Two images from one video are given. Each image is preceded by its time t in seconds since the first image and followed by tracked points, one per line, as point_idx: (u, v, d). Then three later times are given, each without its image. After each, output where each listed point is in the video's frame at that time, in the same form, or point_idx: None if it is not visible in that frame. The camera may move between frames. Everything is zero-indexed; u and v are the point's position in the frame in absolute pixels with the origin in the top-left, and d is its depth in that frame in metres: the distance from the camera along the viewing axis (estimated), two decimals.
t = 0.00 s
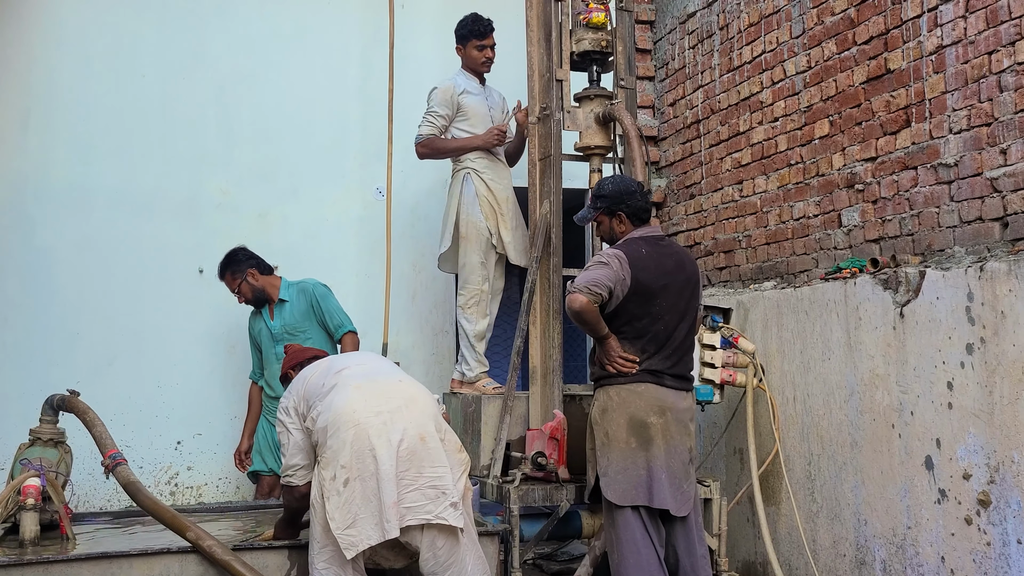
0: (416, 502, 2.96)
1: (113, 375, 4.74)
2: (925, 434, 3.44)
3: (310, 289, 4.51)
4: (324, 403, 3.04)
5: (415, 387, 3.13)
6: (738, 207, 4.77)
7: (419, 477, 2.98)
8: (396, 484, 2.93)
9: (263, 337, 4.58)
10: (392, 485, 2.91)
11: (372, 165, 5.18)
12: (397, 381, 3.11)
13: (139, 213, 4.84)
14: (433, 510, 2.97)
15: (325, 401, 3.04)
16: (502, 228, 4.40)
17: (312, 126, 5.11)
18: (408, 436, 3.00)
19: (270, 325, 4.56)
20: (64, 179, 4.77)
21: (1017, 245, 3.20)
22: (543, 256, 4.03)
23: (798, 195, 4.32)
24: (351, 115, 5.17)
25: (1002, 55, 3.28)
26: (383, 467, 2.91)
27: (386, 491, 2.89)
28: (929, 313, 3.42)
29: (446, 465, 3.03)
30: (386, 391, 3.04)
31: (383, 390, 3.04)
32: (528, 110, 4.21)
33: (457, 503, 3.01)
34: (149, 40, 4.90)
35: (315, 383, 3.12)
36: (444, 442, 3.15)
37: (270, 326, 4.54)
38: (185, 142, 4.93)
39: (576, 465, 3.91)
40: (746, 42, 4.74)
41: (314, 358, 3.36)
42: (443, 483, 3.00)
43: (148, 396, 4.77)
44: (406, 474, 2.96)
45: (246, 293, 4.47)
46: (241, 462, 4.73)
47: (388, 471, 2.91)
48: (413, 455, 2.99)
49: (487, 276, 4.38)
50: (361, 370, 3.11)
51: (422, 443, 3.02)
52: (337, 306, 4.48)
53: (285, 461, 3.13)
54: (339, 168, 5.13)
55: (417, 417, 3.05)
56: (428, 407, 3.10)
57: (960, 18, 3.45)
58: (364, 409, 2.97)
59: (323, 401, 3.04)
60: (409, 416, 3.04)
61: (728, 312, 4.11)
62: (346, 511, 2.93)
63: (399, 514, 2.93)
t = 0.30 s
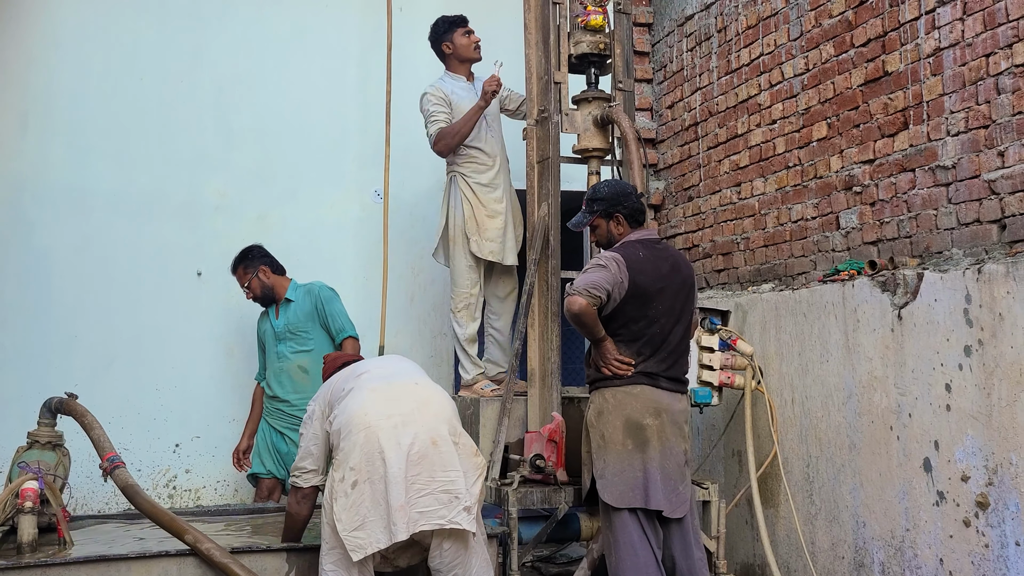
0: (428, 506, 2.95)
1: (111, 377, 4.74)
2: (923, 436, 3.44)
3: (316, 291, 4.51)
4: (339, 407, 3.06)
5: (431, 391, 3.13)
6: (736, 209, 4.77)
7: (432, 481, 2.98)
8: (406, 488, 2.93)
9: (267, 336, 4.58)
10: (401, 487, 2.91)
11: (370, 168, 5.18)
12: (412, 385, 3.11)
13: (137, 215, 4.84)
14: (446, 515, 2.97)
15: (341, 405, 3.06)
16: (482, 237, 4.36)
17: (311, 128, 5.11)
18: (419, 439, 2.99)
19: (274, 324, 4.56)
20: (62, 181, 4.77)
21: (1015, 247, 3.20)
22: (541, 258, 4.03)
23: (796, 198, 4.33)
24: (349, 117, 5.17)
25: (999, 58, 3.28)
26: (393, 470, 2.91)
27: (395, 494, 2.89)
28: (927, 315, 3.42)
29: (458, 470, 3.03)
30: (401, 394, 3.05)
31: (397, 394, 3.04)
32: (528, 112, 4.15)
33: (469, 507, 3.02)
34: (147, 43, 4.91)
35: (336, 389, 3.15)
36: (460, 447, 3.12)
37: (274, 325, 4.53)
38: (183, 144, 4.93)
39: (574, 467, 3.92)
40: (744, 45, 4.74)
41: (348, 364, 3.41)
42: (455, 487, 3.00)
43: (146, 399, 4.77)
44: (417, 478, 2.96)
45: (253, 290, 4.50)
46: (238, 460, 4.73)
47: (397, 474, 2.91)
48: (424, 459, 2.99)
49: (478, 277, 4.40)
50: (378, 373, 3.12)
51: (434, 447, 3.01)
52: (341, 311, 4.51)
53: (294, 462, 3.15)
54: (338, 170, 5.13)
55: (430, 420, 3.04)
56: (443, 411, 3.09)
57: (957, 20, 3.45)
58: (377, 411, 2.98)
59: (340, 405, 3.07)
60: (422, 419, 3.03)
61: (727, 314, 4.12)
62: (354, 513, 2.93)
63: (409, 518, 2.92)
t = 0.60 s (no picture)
0: (472, 512, 2.97)
1: (111, 380, 4.74)
2: (923, 437, 3.44)
3: (327, 296, 4.53)
4: (385, 413, 3.11)
5: (477, 399, 3.17)
6: (735, 211, 4.77)
7: (476, 486, 3.00)
8: (450, 492, 2.96)
9: (274, 336, 4.58)
10: (443, 490, 2.94)
11: (369, 170, 5.18)
12: (457, 393, 3.15)
13: (137, 217, 4.84)
14: (490, 520, 2.99)
15: (387, 411, 3.11)
16: (493, 234, 4.34)
17: (310, 130, 5.11)
18: (463, 445, 3.02)
19: (282, 325, 4.57)
20: (61, 184, 4.77)
21: (1014, 248, 3.20)
22: (540, 259, 4.03)
23: (795, 199, 4.33)
24: (348, 119, 5.17)
25: (998, 59, 3.28)
26: (436, 473, 2.95)
27: (436, 497, 2.92)
28: (927, 316, 3.42)
29: (502, 475, 3.05)
30: (446, 402, 3.09)
31: (442, 401, 3.09)
32: (527, 113, 4.14)
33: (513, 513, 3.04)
34: (147, 45, 4.91)
35: (383, 396, 3.20)
36: (504, 454, 3.14)
37: (283, 326, 4.54)
38: (182, 147, 4.93)
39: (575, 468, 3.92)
40: (743, 46, 4.75)
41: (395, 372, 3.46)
42: (499, 493, 3.03)
43: (146, 401, 4.77)
44: (461, 483, 2.99)
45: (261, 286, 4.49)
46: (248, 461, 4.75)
47: (440, 477, 2.94)
48: (467, 464, 3.01)
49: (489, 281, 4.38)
50: (424, 382, 3.16)
51: (478, 453, 3.04)
52: (352, 318, 4.53)
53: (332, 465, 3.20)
54: (337, 172, 5.14)
55: (475, 427, 3.08)
56: (487, 418, 3.13)
57: (956, 21, 3.45)
58: (423, 418, 3.02)
59: (386, 411, 3.12)
60: (467, 426, 3.07)
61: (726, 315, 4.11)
62: (396, 515, 2.95)
63: (452, 522, 2.93)
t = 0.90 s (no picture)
0: (489, 520, 3.03)
1: (110, 382, 4.74)
2: (922, 438, 3.44)
3: (332, 302, 4.55)
4: (414, 415, 3.17)
5: (505, 408, 3.19)
6: (734, 212, 4.78)
7: (494, 495, 3.05)
8: (468, 498, 3.02)
9: (275, 338, 4.57)
10: (461, 497, 2.99)
11: (368, 172, 5.18)
12: (486, 401, 3.18)
13: (136, 220, 4.84)
14: (505, 530, 3.04)
15: (417, 413, 3.17)
16: (500, 224, 4.30)
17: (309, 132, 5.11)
18: (485, 454, 3.07)
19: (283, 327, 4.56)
20: (61, 186, 4.77)
21: (1013, 249, 3.21)
22: (540, 261, 4.03)
23: (794, 200, 4.33)
24: (347, 121, 5.17)
25: (997, 60, 3.29)
26: (455, 479, 3.01)
27: (454, 503, 2.99)
28: (926, 317, 3.42)
29: (521, 487, 3.09)
30: (474, 409, 3.13)
31: (470, 408, 3.13)
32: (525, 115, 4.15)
33: (528, 524, 3.08)
34: (145, 47, 4.91)
35: (417, 396, 3.26)
36: (526, 465, 3.17)
37: (284, 328, 4.53)
38: (181, 149, 4.93)
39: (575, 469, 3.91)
40: (742, 48, 4.75)
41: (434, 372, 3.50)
42: (516, 504, 3.07)
43: (146, 403, 4.77)
44: (480, 490, 3.03)
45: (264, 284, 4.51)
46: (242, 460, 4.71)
47: (459, 484, 3.00)
48: (487, 472, 3.06)
49: (512, 281, 4.29)
50: (456, 387, 3.21)
51: (499, 462, 3.08)
52: (353, 325, 4.56)
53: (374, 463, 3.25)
54: (336, 174, 5.14)
55: (498, 437, 3.11)
56: (512, 428, 3.16)
57: (955, 22, 3.46)
58: (449, 424, 3.07)
59: (417, 412, 3.18)
60: (491, 435, 3.10)
61: (725, 316, 4.05)
62: (418, 517, 3.03)
63: (467, 528, 3.00)
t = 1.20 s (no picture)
0: (491, 520, 3.02)
1: (110, 385, 4.74)
2: (922, 438, 3.44)
3: (338, 303, 4.58)
4: (424, 415, 3.22)
5: (513, 409, 3.18)
6: (734, 212, 4.77)
7: (496, 496, 3.04)
8: (469, 497, 3.02)
9: (277, 338, 4.53)
10: (462, 496, 3.00)
11: (367, 173, 5.18)
12: (493, 402, 3.18)
13: (135, 222, 4.84)
14: (508, 530, 3.03)
15: (427, 412, 3.22)
16: (508, 228, 4.29)
17: (308, 133, 5.11)
18: (488, 454, 3.06)
19: (287, 328, 4.53)
20: (60, 188, 4.77)
21: (1012, 249, 3.21)
22: (539, 262, 4.03)
23: (793, 201, 4.33)
24: (346, 123, 5.17)
25: (995, 60, 3.29)
26: (456, 478, 3.02)
27: (454, 502, 3.00)
28: (926, 317, 3.42)
29: (524, 488, 3.07)
30: (480, 409, 3.14)
31: (477, 408, 3.14)
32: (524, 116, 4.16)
33: (532, 525, 3.05)
34: (144, 49, 4.91)
35: (429, 395, 3.31)
36: (530, 466, 3.13)
37: (289, 329, 4.51)
38: (180, 151, 4.93)
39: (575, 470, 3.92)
40: (740, 48, 4.75)
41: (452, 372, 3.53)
42: (518, 505, 3.05)
43: (145, 405, 4.77)
44: (482, 490, 3.03)
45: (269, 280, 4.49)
46: (236, 462, 4.59)
47: (460, 483, 3.01)
48: (490, 473, 3.05)
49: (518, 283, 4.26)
50: (465, 387, 3.23)
51: (501, 463, 3.07)
52: (358, 325, 4.61)
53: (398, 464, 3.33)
54: (335, 175, 5.14)
55: (502, 438, 3.10)
56: (518, 429, 3.14)
57: (953, 23, 3.46)
58: (453, 423, 3.10)
59: (427, 411, 3.23)
60: (495, 435, 3.10)
61: (724, 317, 4.07)
62: (420, 515, 3.05)
63: (469, 528, 3.00)
